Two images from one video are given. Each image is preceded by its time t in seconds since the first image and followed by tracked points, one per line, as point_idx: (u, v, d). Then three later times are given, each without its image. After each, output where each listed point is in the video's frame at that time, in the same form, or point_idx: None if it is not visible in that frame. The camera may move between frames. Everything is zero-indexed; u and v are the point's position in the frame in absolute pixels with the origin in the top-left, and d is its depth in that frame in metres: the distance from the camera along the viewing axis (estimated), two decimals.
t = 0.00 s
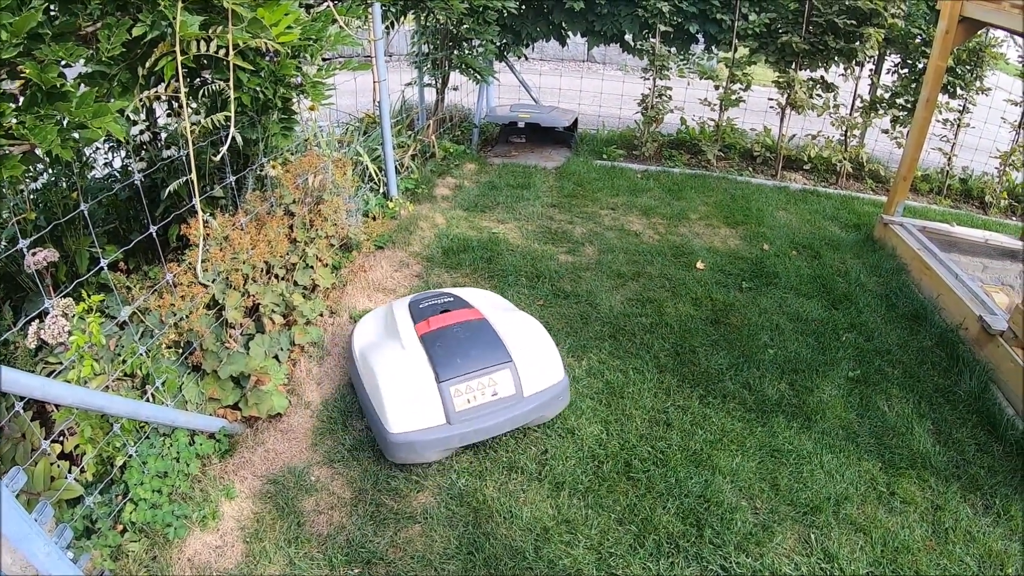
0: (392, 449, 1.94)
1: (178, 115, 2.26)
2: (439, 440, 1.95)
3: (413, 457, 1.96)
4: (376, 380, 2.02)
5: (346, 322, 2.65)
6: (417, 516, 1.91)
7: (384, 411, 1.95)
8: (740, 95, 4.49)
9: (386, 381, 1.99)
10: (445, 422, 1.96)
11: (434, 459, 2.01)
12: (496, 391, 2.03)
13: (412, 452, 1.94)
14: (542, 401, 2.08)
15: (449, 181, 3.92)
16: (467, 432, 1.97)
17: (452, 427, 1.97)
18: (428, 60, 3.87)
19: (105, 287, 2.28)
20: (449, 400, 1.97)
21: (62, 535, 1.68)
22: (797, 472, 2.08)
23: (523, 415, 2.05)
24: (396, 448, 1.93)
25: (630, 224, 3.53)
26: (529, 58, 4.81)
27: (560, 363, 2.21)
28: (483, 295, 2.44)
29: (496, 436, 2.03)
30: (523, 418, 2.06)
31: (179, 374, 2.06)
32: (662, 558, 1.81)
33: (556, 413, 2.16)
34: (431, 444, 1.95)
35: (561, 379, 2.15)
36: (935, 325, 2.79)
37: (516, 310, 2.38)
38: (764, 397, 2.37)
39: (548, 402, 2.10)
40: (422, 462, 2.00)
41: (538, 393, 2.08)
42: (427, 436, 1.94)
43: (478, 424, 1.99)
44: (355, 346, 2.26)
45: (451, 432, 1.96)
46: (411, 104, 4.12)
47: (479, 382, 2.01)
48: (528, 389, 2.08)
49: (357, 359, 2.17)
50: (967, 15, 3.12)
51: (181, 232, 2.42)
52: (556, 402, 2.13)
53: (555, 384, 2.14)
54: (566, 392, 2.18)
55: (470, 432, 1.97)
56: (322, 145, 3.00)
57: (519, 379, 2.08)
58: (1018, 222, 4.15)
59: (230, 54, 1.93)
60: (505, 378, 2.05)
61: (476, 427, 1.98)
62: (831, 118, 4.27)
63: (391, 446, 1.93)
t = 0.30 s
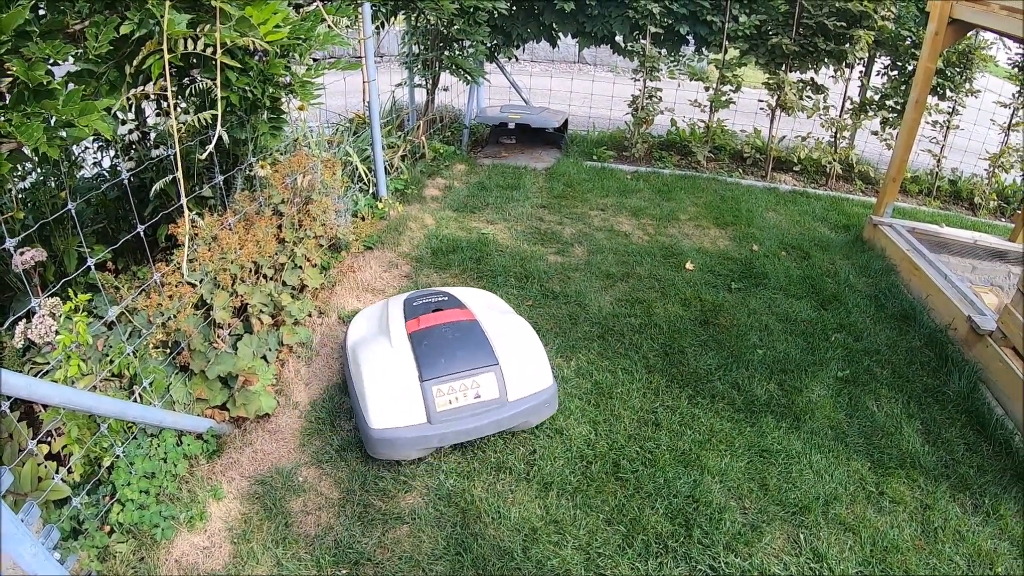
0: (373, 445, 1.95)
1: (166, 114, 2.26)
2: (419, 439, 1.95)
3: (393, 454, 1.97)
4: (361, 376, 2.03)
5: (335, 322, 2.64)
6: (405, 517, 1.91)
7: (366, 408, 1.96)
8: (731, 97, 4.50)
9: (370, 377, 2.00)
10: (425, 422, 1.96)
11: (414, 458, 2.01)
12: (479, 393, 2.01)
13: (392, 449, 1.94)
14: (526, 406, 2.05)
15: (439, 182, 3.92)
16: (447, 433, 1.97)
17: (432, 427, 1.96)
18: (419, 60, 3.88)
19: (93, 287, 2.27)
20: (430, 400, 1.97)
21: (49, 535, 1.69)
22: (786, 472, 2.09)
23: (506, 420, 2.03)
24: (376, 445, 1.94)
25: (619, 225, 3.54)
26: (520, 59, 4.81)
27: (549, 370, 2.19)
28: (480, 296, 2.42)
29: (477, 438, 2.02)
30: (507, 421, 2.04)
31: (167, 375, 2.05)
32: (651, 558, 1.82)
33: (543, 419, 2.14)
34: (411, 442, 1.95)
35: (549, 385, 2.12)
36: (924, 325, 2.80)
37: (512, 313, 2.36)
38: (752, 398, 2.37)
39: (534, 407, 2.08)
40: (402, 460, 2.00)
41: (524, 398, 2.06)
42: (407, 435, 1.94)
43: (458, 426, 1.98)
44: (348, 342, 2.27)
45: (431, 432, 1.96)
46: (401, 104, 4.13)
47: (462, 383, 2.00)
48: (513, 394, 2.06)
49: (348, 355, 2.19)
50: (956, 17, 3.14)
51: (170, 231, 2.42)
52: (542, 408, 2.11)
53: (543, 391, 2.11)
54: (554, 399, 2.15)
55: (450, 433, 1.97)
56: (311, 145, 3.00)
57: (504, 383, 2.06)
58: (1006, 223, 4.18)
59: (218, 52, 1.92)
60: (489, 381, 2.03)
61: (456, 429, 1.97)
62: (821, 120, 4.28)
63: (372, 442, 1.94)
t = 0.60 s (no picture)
0: (362, 442, 1.95)
1: (153, 112, 2.25)
2: (407, 435, 1.95)
3: (381, 450, 1.97)
4: (349, 373, 2.03)
5: (323, 321, 2.64)
6: (395, 515, 1.91)
7: (354, 404, 1.97)
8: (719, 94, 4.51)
9: (358, 374, 2.01)
10: (414, 418, 1.96)
11: (403, 454, 2.02)
12: (468, 388, 2.02)
13: (381, 446, 1.95)
14: (515, 401, 2.06)
15: (428, 179, 3.92)
16: (436, 429, 1.97)
17: (421, 422, 1.97)
18: (407, 58, 3.88)
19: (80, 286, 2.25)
20: (419, 396, 1.97)
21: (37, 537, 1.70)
22: (776, 467, 2.09)
23: (494, 415, 2.04)
24: (365, 441, 1.94)
25: (608, 221, 3.55)
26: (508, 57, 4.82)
27: (537, 365, 2.19)
28: (468, 292, 2.41)
29: (466, 434, 2.02)
30: (495, 416, 2.04)
31: (155, 374, 2.04)
32: (641, 554, 1.82)
33: (531, 414, 2.14)
34: (399, 438, 1.95)
35: (537, 381, 2.13)
36: (913, 320, 2.82)
37: (500, 309, 2.36)
38: (741, 393, 2.38)
39: (523, 402, 2.08)
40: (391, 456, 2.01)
41: (513, 393, 2.06)
42: (395, 431, 1.94)
43: (447, 421, 1.98)
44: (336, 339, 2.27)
45: (420, 428, 1.96)
46: (389, 102, 4.12)
47: (450, 379, 2.01)
48: (502, 389, 2.06)
49: (336, 352, 2.19)
50: (944, 14, 3.16)
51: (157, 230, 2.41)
52: (530, 404, 2.11)
53: (531, 385, 2.12)
54: (542, 394, 2.15)
55: (438, 429, 1.97)
56: (299, 143, 2.99)
57: (492, 378, 2.06)
58: (993, 219, 4.22)
59: (204, 49, 1.91)
60: (478, 376, 2.04)
61: (444, 424, 1.98)
62: (809, 117, 4.30)
63: (360, 439, 1.94)
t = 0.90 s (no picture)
0: (355, 427, 2.02)
1: (144, 110, 2.24)
2: (399, 419, 2.03)
3: (374, 434, 2.05)
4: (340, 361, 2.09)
5: (316, 319, 2.64)
6: (389, 512, 1.91)
7: (346, 391, 2.03)
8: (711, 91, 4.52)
9: (349, 362, 2.07)
10: (404, 403, 2.04)
11: (394, 438, 2.10)
12: (456, 373, 2.09)
13: (373, 431, 2.02)
14: (501, 384, 2.14)
15: (419, 177, 3.91)
16: (426, 413, 2.05)
17: (412, 407, 2.04)
18: (398, 55, 3.87)
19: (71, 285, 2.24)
20: (409, 382, 2.05)
21: (31, 538, 1.68)
22: (769, 463, 2.10)
23: (482, 398, 2.12)
24: (358, 427, 2.02)
25: (600, 218, 3.55)
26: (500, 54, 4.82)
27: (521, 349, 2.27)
28: (451, 280, 2.48)
29: (454, 416, 2.11)
30: (482, 400, 2.13)
31: (148, 373, 2.04)
32: (635, 550, 1.83)
33: (517, 397, 2.22)
34: (391, 423, 2.03)
35: (521, 364, 2.21)
36: (904, 316, 2.84)
37: (484, 296, 2.42)
38: (734, 388, 2.39)
39: (509, 385, 2.17)
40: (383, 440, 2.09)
41: (499, 376, 2.15)
42: (387, 416, 2.02)
43: (436, 405, 2.07)
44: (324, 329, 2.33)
45: (410, 412, 2.04)
46: (381, 99, 4.12)
47: (438, 364, 2.08)
48: (488, 373, 2.14)
49: (325, 341, 2.24)
50: (934, 11, 3.18)
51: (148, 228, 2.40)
52: (516, 386, 2.19)
53: (516, 369, 2.20)
54: (527, 377, 2.23)
55: (428, 413, 2.05)
56: (291, 141, 2.99)
57: (479, 362, 2.14)
58: (983, 215, 4.25)
59: (196, 46, 1.91)
60: (465, 361, 2.11)
61: (434, 408, 2.05)
62: (800, 114, 4.32)
63: (354, 424, 2.01)
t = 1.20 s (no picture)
0: (350, 410, 2.08)
1: (144, 108, 2.25)
2: (393, 401, 2.09)
3: (369, 417, 2.11)
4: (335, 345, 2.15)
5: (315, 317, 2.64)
6: (388, 511, 1.91)
7: (341, 375, 2.09)
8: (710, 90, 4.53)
9: (343, 346, 2.12)
10: (398, 385, 2.10)
11: (389, 420, 2.16)
12: (448, 357, 2.15)
13: (368, 413, 2.08)
14: (492, 368, 2.20)
15: (418, 176, 3.91)
16: (419, 395, 2.11)
17: (406, 390, 2.10)
18: (398, 54, 3.87)
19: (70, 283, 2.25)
20: (402, 365, 2.10)
21: (30, 537, 1.69)
22: (767, 462, 2.11)
23: (473, 381, 2.18)
24: (353, 409, 2.08)
25: (599, 217, 3.56)
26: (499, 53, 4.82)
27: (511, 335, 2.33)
28: (442, 270, 2.54)
29: (447, 399, 2.17)
30: (474, 383, 2.18)
31: (147, 372, 2.04)
32: (634, 548, 1.83)
33: (507, 381, 2.28)
34: (386, 405, 2.09)
35: (511, 348, 2.27)
36: (902, 315, 2.85)
37: (475, 285, 2.48)
38: (733, 388, 2.40)
39: (499, 369, 2.23)
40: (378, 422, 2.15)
41: (490, 361, 2.21)
42: (382, 398, 2.08)
43: (429, 388, 2.12)
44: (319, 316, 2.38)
45: (404, 395, 2.10)
46: (380, 98, 4.12)
47: (431, 348, 2.13)
48: (479, 357, 2.20)
49: (320, 327, 2.30)
50: (933, 11, 3.18)
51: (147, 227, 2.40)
52: (507, 370, 2.25)
53: (505, 354, 2.25)
54: (517, 362, 2.29)
55: (421, 395, 2.11)
56: (290, 139, 2.99)
57: (470, 346, 2.20)
58: (981, 215, 4.26)
59: (197, 44, 1.92)
60: (456, 346, 2.17)
61: (427, 391, 2.11)
62: (799, 113, 4.33)
63: (349, 407, 2.07)
